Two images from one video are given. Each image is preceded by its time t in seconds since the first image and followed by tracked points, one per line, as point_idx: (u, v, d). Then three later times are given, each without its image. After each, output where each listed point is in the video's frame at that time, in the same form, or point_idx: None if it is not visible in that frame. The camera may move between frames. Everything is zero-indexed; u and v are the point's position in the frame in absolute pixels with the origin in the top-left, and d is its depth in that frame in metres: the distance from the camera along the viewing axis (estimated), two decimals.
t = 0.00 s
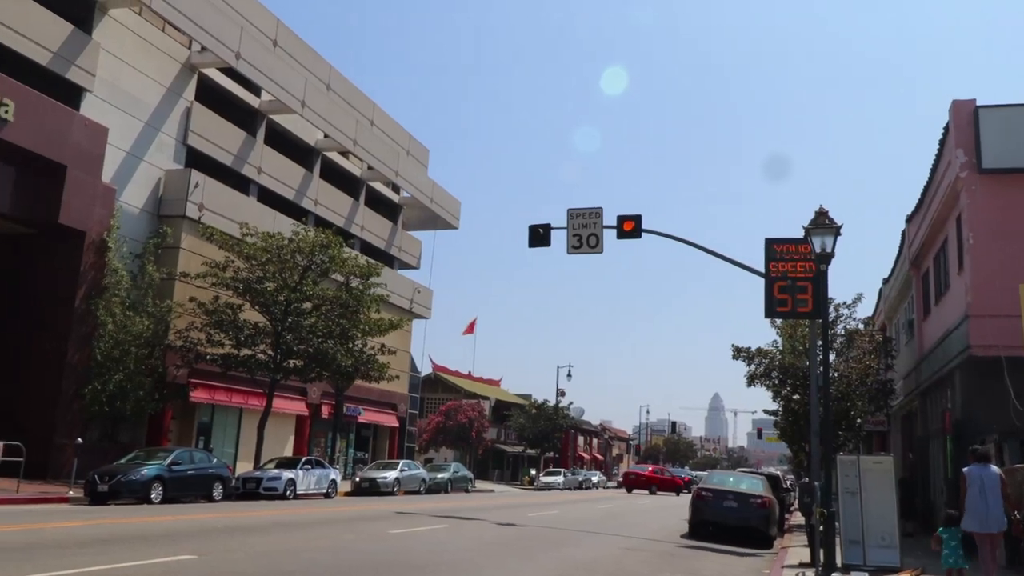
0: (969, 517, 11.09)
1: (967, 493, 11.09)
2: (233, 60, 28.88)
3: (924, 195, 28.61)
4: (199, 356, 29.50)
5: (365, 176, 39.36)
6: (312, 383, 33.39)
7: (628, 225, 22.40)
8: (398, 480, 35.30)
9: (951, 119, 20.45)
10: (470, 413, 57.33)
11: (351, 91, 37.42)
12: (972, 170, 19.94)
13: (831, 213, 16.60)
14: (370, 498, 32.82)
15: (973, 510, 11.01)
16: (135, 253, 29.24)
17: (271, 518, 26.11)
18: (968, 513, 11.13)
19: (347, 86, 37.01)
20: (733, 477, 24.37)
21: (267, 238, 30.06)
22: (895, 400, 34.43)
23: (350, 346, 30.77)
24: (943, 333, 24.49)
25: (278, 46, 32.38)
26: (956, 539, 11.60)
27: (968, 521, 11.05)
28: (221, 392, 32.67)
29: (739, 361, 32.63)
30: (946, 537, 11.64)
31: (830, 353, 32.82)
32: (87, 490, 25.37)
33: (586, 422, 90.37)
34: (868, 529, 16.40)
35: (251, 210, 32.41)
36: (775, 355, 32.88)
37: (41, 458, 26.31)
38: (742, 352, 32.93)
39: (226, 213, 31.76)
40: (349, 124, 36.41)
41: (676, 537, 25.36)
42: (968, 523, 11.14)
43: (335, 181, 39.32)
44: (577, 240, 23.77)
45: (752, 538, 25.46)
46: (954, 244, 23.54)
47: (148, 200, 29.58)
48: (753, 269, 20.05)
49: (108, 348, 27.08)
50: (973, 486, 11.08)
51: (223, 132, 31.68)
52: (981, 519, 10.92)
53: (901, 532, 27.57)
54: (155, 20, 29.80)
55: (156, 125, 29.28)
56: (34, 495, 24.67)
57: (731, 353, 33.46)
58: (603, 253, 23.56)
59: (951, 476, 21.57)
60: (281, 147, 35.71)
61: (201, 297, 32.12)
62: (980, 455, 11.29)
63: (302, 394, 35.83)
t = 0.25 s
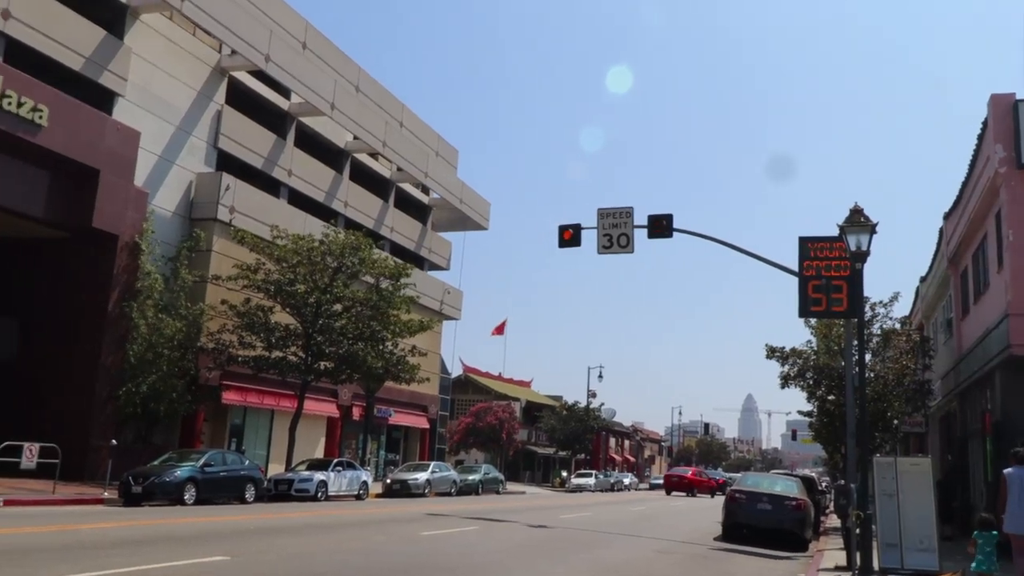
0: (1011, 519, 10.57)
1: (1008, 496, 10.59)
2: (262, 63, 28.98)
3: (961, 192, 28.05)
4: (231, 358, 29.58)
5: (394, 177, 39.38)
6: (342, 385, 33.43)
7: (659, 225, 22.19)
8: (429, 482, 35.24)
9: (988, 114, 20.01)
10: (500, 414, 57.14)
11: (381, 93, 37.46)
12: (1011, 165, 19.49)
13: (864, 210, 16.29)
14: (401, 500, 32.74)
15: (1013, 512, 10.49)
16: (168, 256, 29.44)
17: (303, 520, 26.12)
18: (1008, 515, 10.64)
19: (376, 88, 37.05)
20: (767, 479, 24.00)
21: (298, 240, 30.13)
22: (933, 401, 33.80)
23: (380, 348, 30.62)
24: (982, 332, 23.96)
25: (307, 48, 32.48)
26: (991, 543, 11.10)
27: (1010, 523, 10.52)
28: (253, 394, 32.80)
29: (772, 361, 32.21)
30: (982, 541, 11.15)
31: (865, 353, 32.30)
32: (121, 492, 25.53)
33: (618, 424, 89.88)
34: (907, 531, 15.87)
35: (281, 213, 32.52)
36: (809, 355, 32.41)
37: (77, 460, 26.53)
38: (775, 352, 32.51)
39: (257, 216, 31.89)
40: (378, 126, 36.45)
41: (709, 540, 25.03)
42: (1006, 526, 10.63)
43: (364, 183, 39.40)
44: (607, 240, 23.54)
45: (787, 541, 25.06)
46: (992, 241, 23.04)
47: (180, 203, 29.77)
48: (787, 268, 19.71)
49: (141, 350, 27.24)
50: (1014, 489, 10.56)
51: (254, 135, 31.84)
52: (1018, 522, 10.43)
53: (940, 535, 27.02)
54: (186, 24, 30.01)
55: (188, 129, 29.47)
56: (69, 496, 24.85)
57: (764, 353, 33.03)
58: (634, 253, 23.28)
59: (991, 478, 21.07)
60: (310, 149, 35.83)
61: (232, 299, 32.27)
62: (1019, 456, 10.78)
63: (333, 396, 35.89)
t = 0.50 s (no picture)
0: None
1: None
2: (280, 64, 28.95)
3: (986, 189, 27.64)
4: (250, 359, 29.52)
5: (412, 178, 39.29)
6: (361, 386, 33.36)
7: (679, 224, 21.96)
8: (448, 483, 35.11)
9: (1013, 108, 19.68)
10: (518, 414, 57.01)
11: (398, 93, 37.40)
12: None
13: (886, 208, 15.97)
14: (421, 501, 32.64)
15: None
16: (187, 258, 29.46)
17: (322, 521, 26.04)
18: None
19: (394, 88, 36.96)
20: (790, 480, 23.69)
21: (316, 241, 30.08)
22: (958, 401, 33.34)
23: (398, 349, 30.50)
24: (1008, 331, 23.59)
25: (324, 49, 32.43)
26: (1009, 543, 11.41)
27: None
28: (272, 395, 32.78)
29: (794, 361, 31.87)
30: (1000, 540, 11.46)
31: (888, 352, 31.89)
32: (142, 493, 25.53)
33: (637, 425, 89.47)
34: (931, 533, 15.45)
35: (300, 213, 32.48)
36: (831, 355, 32.04)
37: (97, 462, 26.54)
38: (797, 352, 32.17)
39: (275, 217, 31.86)
40: (395, 126, 36.35)
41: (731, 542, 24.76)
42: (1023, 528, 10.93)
43: (382, 183, 39.34)
44: (627, 239, 23.30)
45: (809, 543, 24.76)
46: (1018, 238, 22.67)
47: (199, 205, 29.78)
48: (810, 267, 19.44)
49: (160, 352, 27.22)
50: None
51: (272, 136, 31.84)
52: None
53: (965, 537, 26.65)
54: (204, 25, 30.04)
55: (206, 130, 29.48)
56: (90, 498, 24.87)
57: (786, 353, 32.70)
58: (654, 252, 23.05)
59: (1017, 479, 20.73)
60: (328, 149, 35.81)
61: (251, 301, 32.23)
62: None
63: (351, 397, 35.83)
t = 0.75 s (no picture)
0: None
1: None
2: (302, 65, 29.03)
3: (1017, 185, 27.13)
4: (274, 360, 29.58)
5: (434, 178, 39.29)
6: (384, 387, 33.35)
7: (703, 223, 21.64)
8: (472, 484, 35.01)
9: None
10: (542, 416, 56.84)
11: (420, 93, 37.43)
12: None
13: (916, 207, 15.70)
14: (444, 502, 32.56)
15: None
16: (212, 260, 29.61)
17: (346, 522, 26.00)
18: None
19: (416, 88, 36.96)
20: (817, 482, 23.33)
21: (339, 242, 30.11)
22: (989, 402, 32.76)
23: (421, 350, 30.45)
24: None
25: (346, 50, 32.50)
26: None
27: None
28: (296, 396, 32.84)
29: (821, 361, 31.46)
30: None
31: (917, 353, 31.38)
32: (167, 494, 25.65)
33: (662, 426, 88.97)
34: (963, 537, 14.80)
35: (323, 215, 32.57)
36: (859, 355, 31.57)
37: (124, 462, 26.71)
38: (824, 352, 31.75)
39: (298, 218, 31.96)
40: (418, 126, 36.34)
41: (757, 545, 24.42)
42: None
43: (405, 184, 39.38)
44: (650, 239, 23.06)
45: (838, 546, 24.37)
46: None
47: (222, 207, 29.93)
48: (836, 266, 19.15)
49: (185, 353, 27.36)
50: None
51: (294, 138, 31.96)
52: None
53: (998, 541, 26.13)
54: (227, 28, 30.21)
55: (229, 132, 29.64)
56: (116, 498, 25.01)
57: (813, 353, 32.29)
58: (678, 252, 22.80)
59: None
60: (351, 150, 35.90)
61: (275, 302, 32.32)
62: None
63: (375, 398, 35.85)
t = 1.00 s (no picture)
0: None
1: None
2: (325, 67, 29.08)
3: None
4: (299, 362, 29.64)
5: (458, 178, 39.27)
6: (409, 388, 33.36)
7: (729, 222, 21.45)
8: (497, 486, 34.90)
9: None
10: (568, 416, 56.64)
11: (443, 93, 37.41)
12: None
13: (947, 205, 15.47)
14: (469, 504, 32.47)
15: None
16: (237, 261, 29.74)
17: (371, 524, 25.94)
18: None
19: (439, 88, 36.95)
20: (846, 483, 22.99)
21: (364, 243, 30.12)
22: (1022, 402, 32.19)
23: (446, 350, 30.40)
24: None
25: (369, 51, 32.54)
26: None
27: None
28: (321, 398, 32.89)
29: (849, 362, 31.06)
30: None
31: (948, 352, 30.88)
32: (194, 495, 25.74)
33: (689, 427, 88.52)
34: (996, 540, 13.96)
35: (347, 216, 32.62)
36: (889, 355, 31.11)
37: (151, 463, 26.85)
38: (853, 353, 31.35)
39: (323, 219, 32.03)
40: (441, 127, 36.30)
41: (786, 547, 24.07)
42: None
43: (428, 184, 39.40)
44: (675, 238, 22.84)
45: (868, 548, 23.96)
46: None
47: (247, 208, 30.05)
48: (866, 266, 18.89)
49: (211, 355, 27.48)
50: None
51: (319, 139, 32.05)
52: None
53: None
54: (251, 30, 30.36)
55: (254, 134, 29.77)
56: (144, 499, 25.13)
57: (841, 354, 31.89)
58: (703, 251, 22.56)
59: None
60: (375, 151, 35.97)
61: (300, 304, 32.37)
62: None
63: (400, 399, 35.85)
